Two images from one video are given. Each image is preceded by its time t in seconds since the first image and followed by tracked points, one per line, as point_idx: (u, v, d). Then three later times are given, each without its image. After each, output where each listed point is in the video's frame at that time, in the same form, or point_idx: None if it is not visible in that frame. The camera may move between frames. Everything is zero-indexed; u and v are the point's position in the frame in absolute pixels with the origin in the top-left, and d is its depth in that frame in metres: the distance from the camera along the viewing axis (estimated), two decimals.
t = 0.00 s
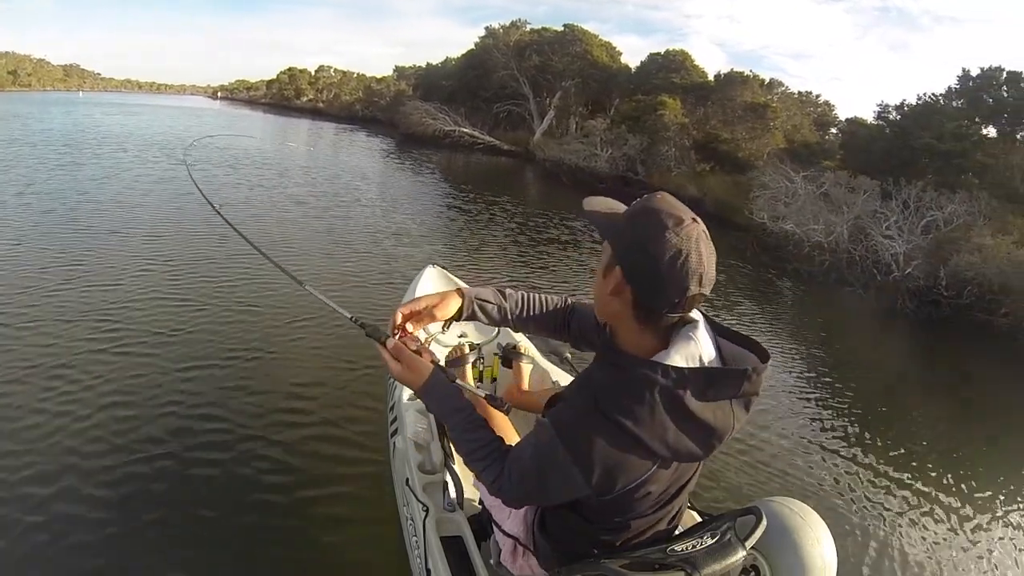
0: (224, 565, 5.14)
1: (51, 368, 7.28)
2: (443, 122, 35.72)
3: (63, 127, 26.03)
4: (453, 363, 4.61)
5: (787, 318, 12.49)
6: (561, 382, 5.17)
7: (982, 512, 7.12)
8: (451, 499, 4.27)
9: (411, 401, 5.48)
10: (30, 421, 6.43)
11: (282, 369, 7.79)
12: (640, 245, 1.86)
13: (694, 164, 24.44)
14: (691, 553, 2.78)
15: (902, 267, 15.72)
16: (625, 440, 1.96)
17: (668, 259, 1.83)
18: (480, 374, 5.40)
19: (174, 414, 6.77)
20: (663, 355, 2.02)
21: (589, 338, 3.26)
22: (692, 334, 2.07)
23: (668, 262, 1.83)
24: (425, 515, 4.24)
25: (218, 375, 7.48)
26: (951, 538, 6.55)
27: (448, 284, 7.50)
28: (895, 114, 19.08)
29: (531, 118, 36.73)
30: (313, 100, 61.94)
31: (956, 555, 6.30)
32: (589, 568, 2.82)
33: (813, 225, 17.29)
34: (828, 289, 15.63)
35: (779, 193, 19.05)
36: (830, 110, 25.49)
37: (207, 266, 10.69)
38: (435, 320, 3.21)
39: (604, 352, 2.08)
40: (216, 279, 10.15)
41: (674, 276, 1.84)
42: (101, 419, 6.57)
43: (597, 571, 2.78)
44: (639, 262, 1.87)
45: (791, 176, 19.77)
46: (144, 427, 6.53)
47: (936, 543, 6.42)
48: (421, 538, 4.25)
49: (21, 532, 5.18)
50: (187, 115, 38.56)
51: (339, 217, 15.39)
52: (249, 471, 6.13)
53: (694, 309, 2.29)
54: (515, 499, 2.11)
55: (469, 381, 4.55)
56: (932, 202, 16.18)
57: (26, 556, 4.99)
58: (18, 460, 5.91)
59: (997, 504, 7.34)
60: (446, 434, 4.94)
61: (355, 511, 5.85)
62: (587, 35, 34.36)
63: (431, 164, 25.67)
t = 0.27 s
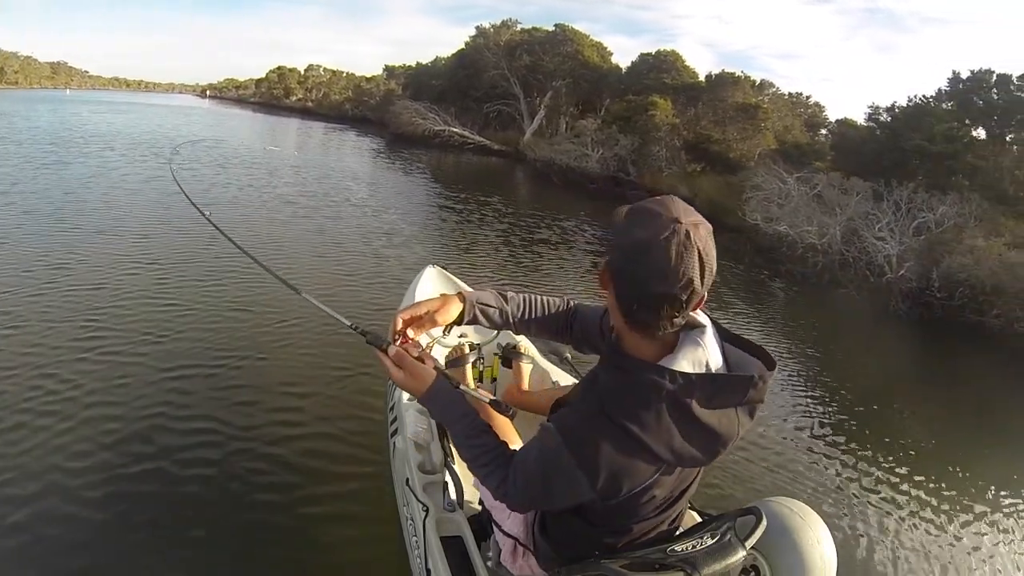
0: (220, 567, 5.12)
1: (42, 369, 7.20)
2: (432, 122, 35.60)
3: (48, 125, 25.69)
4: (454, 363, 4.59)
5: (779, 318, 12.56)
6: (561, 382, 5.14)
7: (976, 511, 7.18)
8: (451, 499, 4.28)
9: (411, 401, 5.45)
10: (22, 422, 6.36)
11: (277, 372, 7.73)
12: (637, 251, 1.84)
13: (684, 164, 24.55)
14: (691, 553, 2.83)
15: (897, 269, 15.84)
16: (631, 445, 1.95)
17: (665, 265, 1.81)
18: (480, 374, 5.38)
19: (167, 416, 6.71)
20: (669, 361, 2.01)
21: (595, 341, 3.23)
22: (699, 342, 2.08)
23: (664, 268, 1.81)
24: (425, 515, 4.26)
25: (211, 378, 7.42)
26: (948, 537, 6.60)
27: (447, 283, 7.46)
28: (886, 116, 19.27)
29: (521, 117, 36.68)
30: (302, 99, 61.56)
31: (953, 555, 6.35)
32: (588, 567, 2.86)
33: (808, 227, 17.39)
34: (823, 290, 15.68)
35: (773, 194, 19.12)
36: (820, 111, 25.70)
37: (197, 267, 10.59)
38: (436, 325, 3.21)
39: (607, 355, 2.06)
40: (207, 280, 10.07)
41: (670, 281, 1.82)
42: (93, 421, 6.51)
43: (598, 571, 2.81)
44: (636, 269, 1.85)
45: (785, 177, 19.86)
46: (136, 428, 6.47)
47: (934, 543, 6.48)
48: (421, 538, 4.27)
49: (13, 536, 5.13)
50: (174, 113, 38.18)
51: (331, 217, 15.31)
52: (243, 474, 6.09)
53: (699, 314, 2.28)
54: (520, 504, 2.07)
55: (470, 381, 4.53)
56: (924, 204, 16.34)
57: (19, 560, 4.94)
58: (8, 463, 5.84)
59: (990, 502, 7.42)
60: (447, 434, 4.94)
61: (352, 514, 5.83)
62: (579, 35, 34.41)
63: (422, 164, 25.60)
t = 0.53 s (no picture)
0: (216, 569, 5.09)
1: (33, 373, 7.13)
2: (423, 120, 35.47)
3: (34, 126, 25.41)
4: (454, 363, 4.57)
5: (772, 317, 12.62)
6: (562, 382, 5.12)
7: (972, 505, 7.23)
8: (451, 499, 4.27)
9: (412, 401, 5.42)
10: (13, 427, 6.30)
11: (271, 375, 7.68)
12: (631, 247, 1.82)
13: (676, 162, 24.61)
14: (691, 553, 2.82)
15: (891, 268, 15.93)
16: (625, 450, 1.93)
17: (659, 262, 1.78)
18: (481, 374, 5.35)
19: (161, 419, 6.65)
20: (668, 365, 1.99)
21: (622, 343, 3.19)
22: (697, 346, 2.07)
23: (660, 264, 1.78)
24: (425, 515, 4.24)
25: (204, 382, 7.35)
26: (945, 532, 6.64)
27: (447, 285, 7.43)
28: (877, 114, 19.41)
29: (512, 116, 36.64)
30: (291, 98, 61.23)
31: (949, 549, 6.39)
32: (588, 567, 2.87)
33: (802, 226, 17.49)
34: (817, 288, 15.72)
35: (766, 193, 19.20)
36: (811, 108, 25.82)
37: (188, 268, 10.49)
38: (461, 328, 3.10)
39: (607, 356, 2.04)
40: (199, 282, 9.98)
41: (664, 279, 1.79)
42: (85, 425, 6.44)
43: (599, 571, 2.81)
44: (629, 266, 1.83)
45: (779, 176, 19.92)
46: (129, 432, 6.41)
47: (930, 537, 6.52)
48: (420, 538, 4.26)
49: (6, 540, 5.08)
50: (162, 113, 37.88)
51: (323, 217, 15.23)
52: (238, 476, 6.04)
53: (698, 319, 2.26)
54: (514, 505, 2.06)
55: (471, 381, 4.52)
56: (916, 202, 16.45)
57: (13, 564, 4.90)
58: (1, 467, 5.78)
59: (984, 497, 7.47)
60: (447, 434, 4.93)
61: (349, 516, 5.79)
62: (569, 33, 34.40)
63: (413, 163, 25.54)
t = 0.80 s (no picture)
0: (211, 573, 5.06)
1: (25, 378, 7.08)
2: (414, 119, 35.38)
3: (22, 127, 25.20)
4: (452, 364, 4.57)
5: (766, 314, 12.67)
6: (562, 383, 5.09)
7: (965, 500, 7.29)
8: (451, 499, 4.25)
9: (411, 402, 5.39)
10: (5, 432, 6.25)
11: (265, 379, 7.63)
12: (623, 244, 1.83)
13: (668, 159, 24.69)
14: (691, 553, 2.82)
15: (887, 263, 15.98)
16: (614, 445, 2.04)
17: (651, 257, 1.79)
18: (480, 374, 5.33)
19: (154, 425, 6.60)
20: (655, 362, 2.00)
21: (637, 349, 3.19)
22: (688, 344, 2.06)
23: (650, 259, 1.79)
24: (425, 515, 4.21)
25: (197, 387, 7.30)
26: (939, 526, 6.69)
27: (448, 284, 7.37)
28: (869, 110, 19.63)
29: (503, 114, 36.60)
30: (282, 97, 61.05)
31: (943, 543, 6.44)
32: (589, 568, 2.87)
33: (798, 222, 17.40)
34: (813, 286, 15.72)
35: (761, 188, 19.14)
36: (803, 103, 25.92)
37: (179, 272, 10.41)
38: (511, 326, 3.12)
39: (601, 352, 2.08)
40: (190, 286, 9.91)
41: (655, 275, 1.80)
42: (77, 432, 6.38)
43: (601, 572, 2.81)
44: (621, 262, 1.84)
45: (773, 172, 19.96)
46: (122, 439, 6.36)
47: (924, 531, 6.57)
48: (420, 538, 4.23)
49: None
50: (151, 113, 37.65)
51: (315, 218, 15.18)
52: (233, 480, 6.00)
53: (696, 319, 2.26)
54: (507, 495, 2.25)
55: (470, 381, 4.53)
56: (910, 199, 16.56)
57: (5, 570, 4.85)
58: None
59: (978, 491, 7.54)
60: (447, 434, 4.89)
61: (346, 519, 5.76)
62: (561, 30, 34.41)
63: (405, 162, 25.49)
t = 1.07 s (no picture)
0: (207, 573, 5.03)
1: (17, 383, 7.04)
2: (406, 117, 35.26)
3: (10, 131, 25.01)
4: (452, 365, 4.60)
5: (761, 310, 12.69)
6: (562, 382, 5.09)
7: (960, 494, 7.33)
8: (451, 499, 4.24)
9: (411, 402, 5.36)
10: None
11: (260, 383, 7.59)
12: (617, 237, 2.08)
13: (661, 155, 24.71)
14: (691, 553, 2.85)
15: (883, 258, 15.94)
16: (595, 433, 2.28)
17: (642, 249, 2.02)
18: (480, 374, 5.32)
19: (149, 430, 6.56)
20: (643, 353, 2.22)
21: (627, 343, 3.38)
22: (678, 338, 2.23)
23: (639, 254, 2.02)
24: (425, 515, 4.21)
25: (192, 392, 7.25)
26: (935, 519, 6.73)
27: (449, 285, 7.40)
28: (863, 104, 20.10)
29: (495, 111, 36.50)
30: (273, 97, 60.79)
31: (942, 539, 6.45)
32: (588, 568, 2.87)
33: (795, 218, 17.17)
34: (810, 283, 15.73)
35: (756, 183, 19.10)
36: (795, 98, 25.95)
37: (171, 276, 10.34)
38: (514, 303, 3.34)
39: (592, 345, 2.34)
40: (183, 289, 9.84)
41: (645, 265, 2.04)
42: (70, 437, 6.33)
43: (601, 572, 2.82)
44: (616, 254, 2.08)
45: (767, 167, 19.91)
46: (117, 443, 6.31)
47: (918, 524, 6.61)
48: (421, 538, 4.22)
49: None
50: (141, 115, 37.40)
51: (309, 218, 15.13)
52: (230, 484, 5.96)
53: (690, 315, 2.46)
54: (497, 478, 2.51)
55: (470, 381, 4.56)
56: (906, 193, 16.53)
57: None
58: None
59: (971, 485, 7.57)
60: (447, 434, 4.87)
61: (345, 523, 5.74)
62: (552, 26, 34.36)
63: (398, 161, 25.41)
